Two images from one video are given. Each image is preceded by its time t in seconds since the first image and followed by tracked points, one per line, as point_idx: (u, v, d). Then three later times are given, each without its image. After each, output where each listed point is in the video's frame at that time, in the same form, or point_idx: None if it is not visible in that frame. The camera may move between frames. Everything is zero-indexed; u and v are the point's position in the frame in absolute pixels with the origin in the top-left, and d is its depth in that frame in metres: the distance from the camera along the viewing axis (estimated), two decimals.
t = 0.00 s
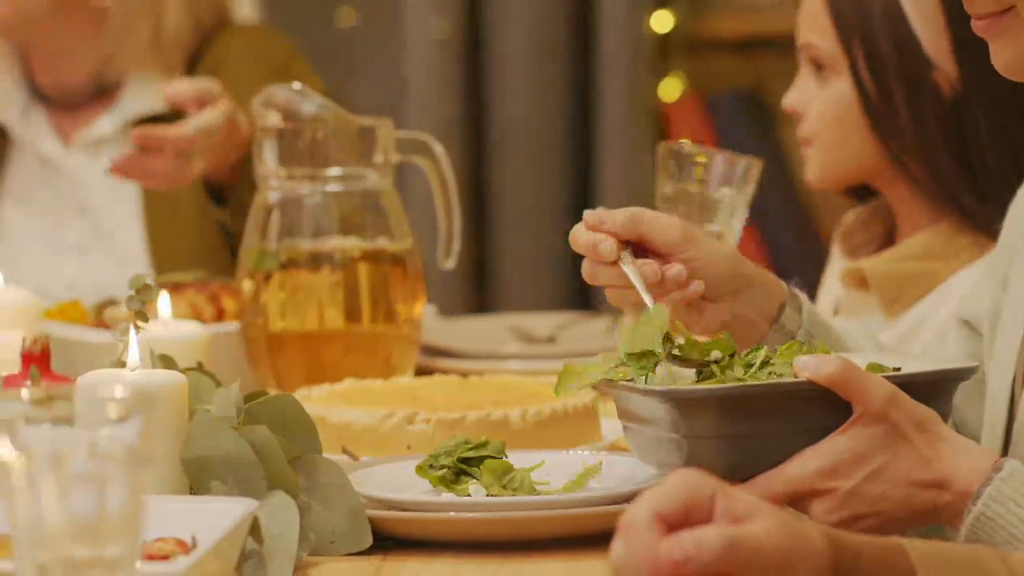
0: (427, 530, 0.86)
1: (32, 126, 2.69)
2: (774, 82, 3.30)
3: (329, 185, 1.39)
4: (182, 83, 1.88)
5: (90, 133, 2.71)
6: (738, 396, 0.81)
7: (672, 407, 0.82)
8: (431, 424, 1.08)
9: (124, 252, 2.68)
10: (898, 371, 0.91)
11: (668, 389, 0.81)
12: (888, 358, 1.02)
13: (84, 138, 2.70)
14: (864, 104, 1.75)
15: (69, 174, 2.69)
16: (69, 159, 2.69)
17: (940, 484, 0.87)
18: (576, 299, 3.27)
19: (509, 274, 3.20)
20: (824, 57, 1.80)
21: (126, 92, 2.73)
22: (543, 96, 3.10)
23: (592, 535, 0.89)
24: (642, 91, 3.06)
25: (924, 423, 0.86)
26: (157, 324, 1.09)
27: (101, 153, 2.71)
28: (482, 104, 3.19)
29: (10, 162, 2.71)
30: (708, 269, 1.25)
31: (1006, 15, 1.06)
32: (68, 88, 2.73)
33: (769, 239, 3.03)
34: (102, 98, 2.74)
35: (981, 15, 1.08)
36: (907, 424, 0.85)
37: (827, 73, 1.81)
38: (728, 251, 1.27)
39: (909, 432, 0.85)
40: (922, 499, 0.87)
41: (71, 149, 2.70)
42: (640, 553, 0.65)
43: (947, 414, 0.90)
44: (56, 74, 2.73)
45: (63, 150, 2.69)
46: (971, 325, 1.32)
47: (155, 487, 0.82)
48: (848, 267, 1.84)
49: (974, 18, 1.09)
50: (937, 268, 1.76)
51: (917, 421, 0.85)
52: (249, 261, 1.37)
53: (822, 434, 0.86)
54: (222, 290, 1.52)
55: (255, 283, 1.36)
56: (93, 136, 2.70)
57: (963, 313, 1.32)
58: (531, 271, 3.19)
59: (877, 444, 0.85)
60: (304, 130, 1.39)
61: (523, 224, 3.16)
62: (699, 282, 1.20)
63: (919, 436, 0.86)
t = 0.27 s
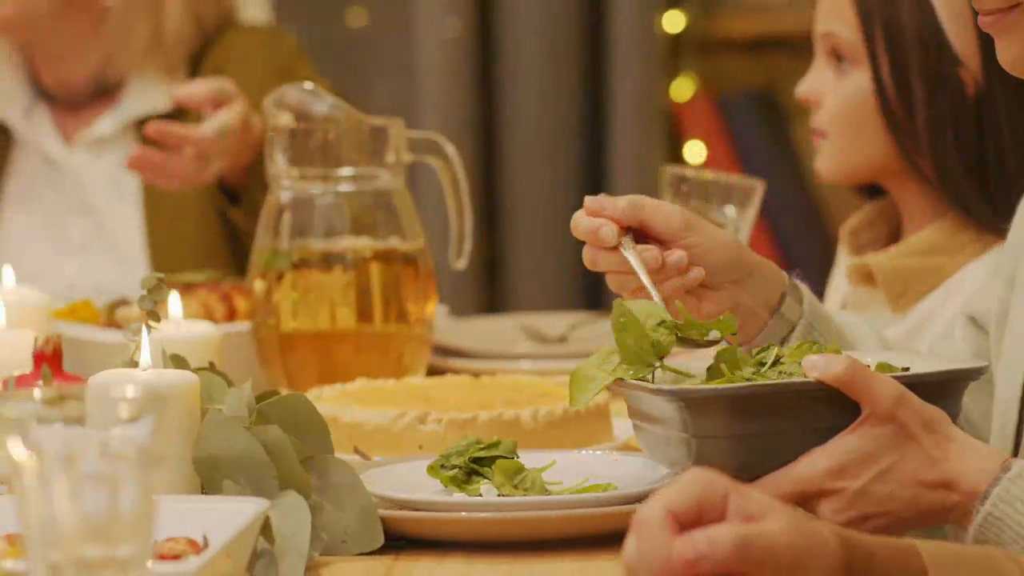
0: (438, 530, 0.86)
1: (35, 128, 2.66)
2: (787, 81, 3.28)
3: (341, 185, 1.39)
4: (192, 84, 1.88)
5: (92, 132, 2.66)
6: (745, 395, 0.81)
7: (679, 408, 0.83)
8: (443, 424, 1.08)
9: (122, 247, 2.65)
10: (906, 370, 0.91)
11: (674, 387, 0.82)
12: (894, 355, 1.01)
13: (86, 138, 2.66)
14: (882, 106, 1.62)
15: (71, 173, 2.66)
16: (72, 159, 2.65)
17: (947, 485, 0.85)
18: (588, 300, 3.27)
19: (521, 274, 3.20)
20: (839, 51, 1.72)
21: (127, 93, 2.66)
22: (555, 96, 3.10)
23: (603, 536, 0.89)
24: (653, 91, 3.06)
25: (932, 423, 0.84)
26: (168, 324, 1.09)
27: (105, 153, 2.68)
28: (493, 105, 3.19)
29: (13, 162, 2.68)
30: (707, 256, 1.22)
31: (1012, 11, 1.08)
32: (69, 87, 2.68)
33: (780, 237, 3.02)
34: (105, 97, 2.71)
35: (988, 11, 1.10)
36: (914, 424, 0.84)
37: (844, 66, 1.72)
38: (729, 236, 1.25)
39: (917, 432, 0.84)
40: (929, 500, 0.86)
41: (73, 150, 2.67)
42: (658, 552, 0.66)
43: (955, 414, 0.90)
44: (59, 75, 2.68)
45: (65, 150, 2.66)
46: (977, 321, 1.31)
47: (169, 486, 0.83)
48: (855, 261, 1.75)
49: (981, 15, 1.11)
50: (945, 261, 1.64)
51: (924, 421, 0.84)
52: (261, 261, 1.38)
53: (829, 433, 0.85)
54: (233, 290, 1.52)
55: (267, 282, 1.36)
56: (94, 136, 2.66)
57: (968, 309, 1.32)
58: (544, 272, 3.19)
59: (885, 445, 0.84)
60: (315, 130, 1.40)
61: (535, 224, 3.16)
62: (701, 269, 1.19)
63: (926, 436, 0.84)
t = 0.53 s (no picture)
0: (452, 530, 0.86)
1: (62, 127, 2.55)
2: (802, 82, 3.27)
3: (355, 184, 1.40)
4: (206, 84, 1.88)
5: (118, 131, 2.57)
6: (748, 394, 0.82)
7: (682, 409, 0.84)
8: (457, 423, 1.08)
9: (145, 244, 2.58)
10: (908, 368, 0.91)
11: (677, 387, 0.83)
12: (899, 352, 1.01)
13: (113, 136, 2.57)
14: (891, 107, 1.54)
15: (98, 170, 2.56)
16: (100, 157, 2.56)
17: (946, 483, 0.84)
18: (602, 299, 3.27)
19: (535, 274, 3.20)
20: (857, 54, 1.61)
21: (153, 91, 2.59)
22: (570, 96, 3.10)
23: (617, 536, 0.88)
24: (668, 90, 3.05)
25: (932, 421, 0.83)
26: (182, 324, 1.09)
27: (131, 152, 2.59)
28: (508, 104, 3.19)
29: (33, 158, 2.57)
30: (677, 252, 1.22)
31: None
32: (96, 86, 2.60)
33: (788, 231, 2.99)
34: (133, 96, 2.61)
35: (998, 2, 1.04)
36: (915, 422, 0.83)
37: (862, 70, 1.61)
38: (705, 234, 1.25)
39: (916, 430, 0.83)
40: (929, 498, 0.85)
41: (99, 148, 2.57)
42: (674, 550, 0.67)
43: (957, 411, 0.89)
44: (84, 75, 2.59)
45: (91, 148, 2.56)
46: (985, 316, 1.31)
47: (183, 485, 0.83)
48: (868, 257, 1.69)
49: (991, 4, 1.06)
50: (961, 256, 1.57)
51: (925, 419, 0.83)
52: (275, 260, 1.38)
53: (831, 430, 0.86)
54: (248, 290, 1.52)
55: (282, 282, 1.36)
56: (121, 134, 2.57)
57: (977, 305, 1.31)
58: (559, 272, 3.18)
59: (883, 442, 0.84)
60: (329, 130, 1.40)
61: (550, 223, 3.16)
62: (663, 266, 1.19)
63: (926, 434, 0.84)
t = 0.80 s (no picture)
0: (467, 530, 0.86)
1: (96, 123, 2.57)
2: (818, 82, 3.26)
3: (369, 184, 1.40)
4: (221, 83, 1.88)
5: (153, 129, 2.57)
6: (763, 397, 0.82)
7: (698, 415, 0.84)
8: (471, 423, 1.08)
9: (177, 237, 2.55)
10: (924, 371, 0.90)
11: (692, 391, 0.83)
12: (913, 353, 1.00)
13: (147, 134, 2.56)
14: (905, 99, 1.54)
15: (131, 168, 2.57)
16: (134, 155, 2.56)
17: (961, 486, 0.84)
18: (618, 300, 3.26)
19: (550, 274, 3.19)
20: (868, 44, 1.59)
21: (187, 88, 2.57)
22: (584, 95, 3.10)
23: (630, 536, 0.88)
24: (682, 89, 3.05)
25: (946, 423, 0.83)
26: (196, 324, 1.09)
27: (165, 152, 2.58)
28: (522, 104, 3.18)
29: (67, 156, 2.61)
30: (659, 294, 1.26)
31: None
32: (128, 82, 2.62)
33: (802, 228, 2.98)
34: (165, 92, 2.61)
35: None
36: (928, 425, 0.83)
37: (872, 60, 1.60)
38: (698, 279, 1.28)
39: (929, 433, 0.83)
40: (944, 500, 0.85)
41: (134, 145, 2.58)
42: (690, 549, 0.66)
43: (974, 416, 0.88)
44: (116, 71, 2.62)
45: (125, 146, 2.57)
46: (995, 317, 1.30)
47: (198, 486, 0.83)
48: (879, 259, 1.65)
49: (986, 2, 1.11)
50: (970, 252, 1.51)
51: (938, 421, 0.83)
52: (290, 260, 1.38)
53: (845, 434, 0.85)
54: (262, 289, 1.52)
55: (295, 282, 1.36)
56: (155, 133, 2.56)
57: (984, 305, 1.31)
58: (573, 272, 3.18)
59: (897, 445, 0.84)
60: (344, 129, 1.44)
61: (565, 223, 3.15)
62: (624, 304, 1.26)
63: (940, 437, 0.83)
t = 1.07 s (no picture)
0: (480, 530, 0.86)
1: (120, 119, 2.59)
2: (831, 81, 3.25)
3: (380, 184, 1.39)
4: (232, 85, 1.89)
5: (179, 128, 2.57)
6: (782, 402, 0.81)
7: (717, 420, 0.83)
8: (483, 423, 1.08)
9: (199, 236, 2.54)
10: (939, 373, 0.90)
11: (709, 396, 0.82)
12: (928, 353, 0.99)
13: (172, 134, 2.57)
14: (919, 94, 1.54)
15: (155, 168, 2.58)
16: (157, 155, 2.58)
17: (982, 489, 0.84)
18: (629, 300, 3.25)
19: (562, 274, 3.19)
20: (879, 37, 1.59)
21: (211, 87, 2.58)
22: (596, 95, 3.09)
23: (643, 536, 0.88)
24: (694, 89, 3.04)
25: (965, 426, 0.83)
26: (209, 323, 1.09)
27: (191, 150, 2.58)
28: (534, 104, 3.18)
29: (93, 151, 2.61)
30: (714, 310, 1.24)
31: None
32: (151, 79, 2.64)
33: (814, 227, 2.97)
34: (190, 92, 2.63)
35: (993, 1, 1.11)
36: (947, 428, 0.83)
37: (883, 54, 1.60)
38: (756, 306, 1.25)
39: (949, 435, 0.83)
40: (961, 503, 0.85)
41: (157, 145, 2.59)
42: (701, 548, 0.66)
43: (990, 417, 0.88)
44: (140, 70, 2.63)
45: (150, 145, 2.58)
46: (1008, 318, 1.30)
47: (210, 488, 0.83)
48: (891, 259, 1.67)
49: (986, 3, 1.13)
50: (981, 253, 1.53)
51: (957, 424, 0.83)
52: (302, 260, 1.38)
53: (864, 438, 0.84)
54: (274, 289, 1.52)
55: (307, 282, 1.36)
56: (180, 132, 2.56)
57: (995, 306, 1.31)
58: (584, 272, 3.18)
59: (917, 449, 0.83)
60: (358, 129, 1.41)
61: (576, 223, 3.15)
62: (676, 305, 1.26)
63: (959, 439, 0.83)
